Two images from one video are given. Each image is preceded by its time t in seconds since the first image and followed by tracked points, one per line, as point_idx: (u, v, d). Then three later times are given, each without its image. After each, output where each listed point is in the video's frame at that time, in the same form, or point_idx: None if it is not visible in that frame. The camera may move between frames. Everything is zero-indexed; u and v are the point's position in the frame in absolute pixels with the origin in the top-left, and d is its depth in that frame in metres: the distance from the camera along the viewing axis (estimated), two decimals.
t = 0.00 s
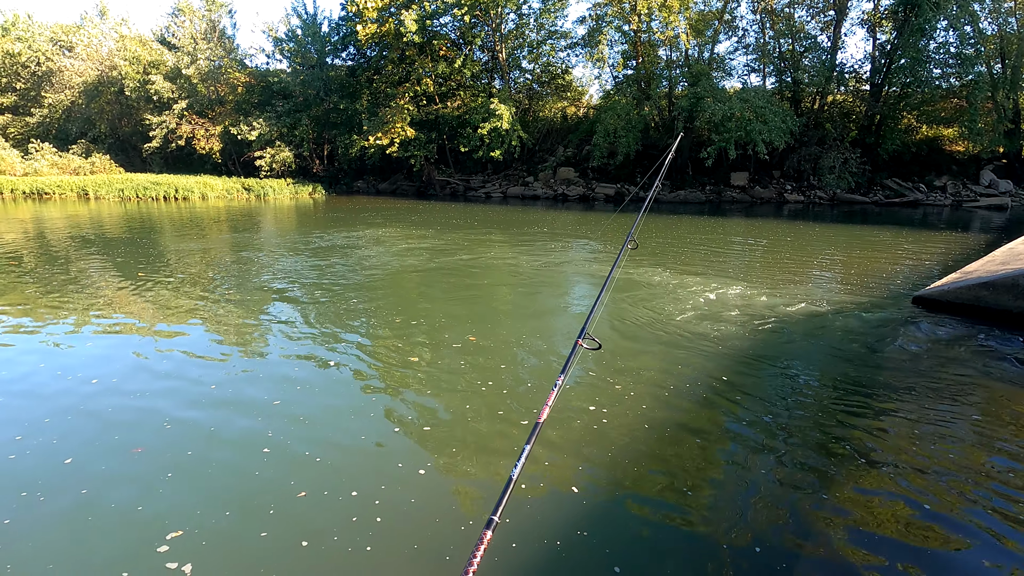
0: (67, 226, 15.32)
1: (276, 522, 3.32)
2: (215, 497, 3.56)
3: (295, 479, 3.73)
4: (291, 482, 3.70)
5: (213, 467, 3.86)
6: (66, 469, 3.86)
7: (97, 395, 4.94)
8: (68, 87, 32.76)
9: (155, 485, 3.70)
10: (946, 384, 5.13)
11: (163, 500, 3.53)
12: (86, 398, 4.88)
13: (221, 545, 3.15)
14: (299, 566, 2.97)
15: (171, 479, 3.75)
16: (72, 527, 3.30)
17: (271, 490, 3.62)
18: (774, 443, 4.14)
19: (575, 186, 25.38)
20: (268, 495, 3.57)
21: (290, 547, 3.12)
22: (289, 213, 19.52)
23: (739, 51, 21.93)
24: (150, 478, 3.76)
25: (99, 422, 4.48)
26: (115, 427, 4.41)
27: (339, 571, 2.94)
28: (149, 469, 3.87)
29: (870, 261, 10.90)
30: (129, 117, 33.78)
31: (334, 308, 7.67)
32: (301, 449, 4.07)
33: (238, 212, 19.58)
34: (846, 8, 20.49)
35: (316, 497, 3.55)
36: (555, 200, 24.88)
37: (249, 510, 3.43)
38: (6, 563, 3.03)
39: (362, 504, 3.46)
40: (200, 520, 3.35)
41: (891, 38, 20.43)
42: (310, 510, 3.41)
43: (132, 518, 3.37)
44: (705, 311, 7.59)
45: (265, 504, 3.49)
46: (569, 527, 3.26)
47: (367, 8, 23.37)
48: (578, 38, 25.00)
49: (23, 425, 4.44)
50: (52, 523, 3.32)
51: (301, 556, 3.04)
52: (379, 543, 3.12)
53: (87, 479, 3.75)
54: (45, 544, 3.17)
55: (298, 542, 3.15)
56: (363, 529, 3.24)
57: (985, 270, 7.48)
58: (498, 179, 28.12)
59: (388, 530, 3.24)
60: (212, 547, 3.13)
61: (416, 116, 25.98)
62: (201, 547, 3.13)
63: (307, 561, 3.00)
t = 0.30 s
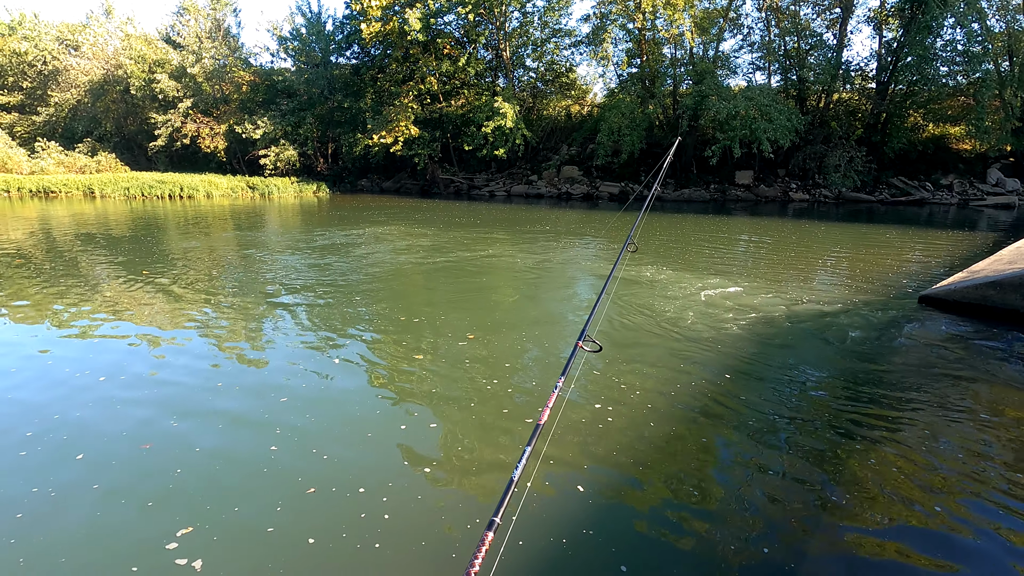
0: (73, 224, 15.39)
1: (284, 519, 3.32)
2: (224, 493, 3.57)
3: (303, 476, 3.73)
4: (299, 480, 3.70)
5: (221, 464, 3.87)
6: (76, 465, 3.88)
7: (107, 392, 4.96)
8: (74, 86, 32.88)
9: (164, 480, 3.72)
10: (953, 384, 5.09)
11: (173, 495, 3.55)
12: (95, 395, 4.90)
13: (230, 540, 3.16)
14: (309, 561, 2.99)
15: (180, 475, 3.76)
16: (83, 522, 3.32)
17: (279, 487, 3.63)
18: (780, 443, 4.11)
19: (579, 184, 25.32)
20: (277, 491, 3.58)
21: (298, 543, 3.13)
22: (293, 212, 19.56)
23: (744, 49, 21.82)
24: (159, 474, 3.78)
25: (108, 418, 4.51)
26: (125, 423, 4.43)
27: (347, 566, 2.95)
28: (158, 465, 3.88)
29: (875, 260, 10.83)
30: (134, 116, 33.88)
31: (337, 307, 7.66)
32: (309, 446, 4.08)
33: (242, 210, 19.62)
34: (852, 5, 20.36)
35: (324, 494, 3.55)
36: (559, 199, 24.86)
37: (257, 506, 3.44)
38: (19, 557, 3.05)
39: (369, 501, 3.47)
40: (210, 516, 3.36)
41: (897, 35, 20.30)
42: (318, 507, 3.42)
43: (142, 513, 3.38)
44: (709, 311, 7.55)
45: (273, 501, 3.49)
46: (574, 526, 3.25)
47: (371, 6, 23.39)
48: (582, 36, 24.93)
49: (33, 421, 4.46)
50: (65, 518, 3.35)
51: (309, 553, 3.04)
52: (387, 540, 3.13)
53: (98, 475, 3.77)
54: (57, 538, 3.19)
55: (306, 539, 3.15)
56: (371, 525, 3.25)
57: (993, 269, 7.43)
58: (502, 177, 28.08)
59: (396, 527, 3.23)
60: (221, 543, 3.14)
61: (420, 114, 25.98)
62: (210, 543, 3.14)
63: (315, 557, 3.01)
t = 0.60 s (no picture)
0: (76, 225, 15.44)
1: (290, 518, 3.33)
2: (230, 491, 3.59)
3: (308, 476, 3.74)
4: (305, 479, 3.71)
5: (227, 463, 3.88)
6: (82, 463, 3.89)
7: (112, 391, 4.97)
8: (77, 86, 32.99)
9: (171, 478, 3.73)
10: (956, 385, 5.07)
11: (179, 494, 3.56)
12: (100, 395, 4.91)
13: (237, 538, 3.17)
14: (315, 560, 2.99)
15: (187, 474, 3.77)
16: (89, 520, 3.33)
17: (284, 486, 3.63)
18: (784, 444, 4.11)
19: (581, 185, 25.32)
20: (283, 490, 3.59)
21: (305, 542, 3.13)
22: (296, 212, 19.59)
23: (747, 49, 21.79)
24: (166, 473, 3.79)
25: (114, 417, 4.52)
26: (130, 422, 4.44)
27: (354, 565, 2.95)
28: (165, 463, 3.90)
29: (879, 261, 10.79)
30: (138, 117, 33.95)
31: (339, 307, 7.67)
32: (314, 446, 4.09)
33: (245, 211, 19.64)
34: (855, 6, 20.30)
35: (331, 493, 3.56)
36: (561, 199, 24.85)
37: (263, 506, 3.45)
38: (27, 555, 3.05)
39: (374, 501, 3.47)
40: (216, 514, 3.37)
41: (901, 36, 20.29)
42: (323, 505, 3.43)
43: (149, 512, 3.39)
44: (712, 311, 7.54)
45: (279, 500, 3.50)
46: (580, 527, 3.25)
47: (374, 7, 23.46)
48: (584, 36, 24.96)
49: (39, 420, 4.47)
50: (71, 516, 3.36)
51: (315, 551, 3.05)
52: (393, 540, 3.13)
53: (106, 473, 3.78)
54: (65, 535, 3.21)
55: (312, 538, 3.16)
56: (377, 525, 3.25)
57: (997, 270, 7.40)
58: (504, 178, 28.07)
59: (402, 527, 3.24)
60: (228, 541, 3.15)
61: (423, 115, 26.00)
62: (217, 541, 3.15)
63: (321, 556, 3.02)
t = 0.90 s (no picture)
0: (80, 225, 15.49)
1: (297, 517, 3.33)
2: (238, 490, 3.59)
3: (315, 476, 3.73)
4: (311, 478, 3.70)
5: (233, 463, 3.88)
6: (89, 462, 3.89)
7: (118, 391, 4.97)
8: (81, 87, 33.08)
9: (178, 477, 3.73)
10: (961, 386, 5.06)
11: (185, 492, 3.57)
12: (104, 394, 4.91)
13: (244, 537, 3.18)
14: (323, 559, 2.99)
15: (193, 473, 3.77)
16: (96, 519, 3.32)
17: (290, 486, 3.63)
18: (789, 444, 4.10)
19: (584, 185, 25.31)
20: (290, 489, 3.59)
21: (311, 541, 3.13)
22: (298, 212, 19.63)
23: (750, 50, 21.77)
24: (172, 472, 3.79)
25: (120, 416, 4.52)
26: (135, 421, 4.44)
27: (361, 564, 2.95)
28: (171, 462, 3.90)
29: (882, 262, 10.78)
30: (141, 117, 34.06)
31: (342, 307, 7.68)
32: (319, 446, 4.09)
33: (248, 211, 19.68)
34: (858, 6, 20.25)
35: (337, 492, 3.56)
36: (563, 200, 24.85)
37: (270, 505, 3.44)
38: (35, 553, 3.06)
39: (380, 501, 3.46)
40: (223, 513, 3.37)
41: (904, 36, 20.26)
42: (329, 505, 3.43)
43: (155, 511, 3.39)
44: (714, 312, 7.53)
45: (285, 499, 3.50)
46: (585, 528, 3.24)
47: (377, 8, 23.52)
48: (586, 37, 24.97)
49: (45, 419, 4.47)
50: (78, 514, 3.36)
51: (323, 551, 3.05)
52: (400, 540, 3.12)
53: (112, 472, 3.78)
54: (74, 532, 3.21)
55: (318, 537, 3.15)
56: (383, 525, 3.24)
57: (1001, 271, 7.36)
58: (507, 178, 28.08)
59: (408, 527, 3.23)
60: (235, 540, 3.15)
61: (425, 115, 26.03)
62: (223, 540, 3.15)
63: (329, 556, 3.01)
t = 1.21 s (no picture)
0: (82, 225, 15.52)
1: (301, 516, 3.34)
2: (243, 488, 3.60)
3: (319, 475, 3.74)
4: (315, 478, 3.71)
5: (237, 462, 3.89)
6: (95, 461, 3.91)
7: (122, 391, 4.98)
8: (83, 88, 33.15)
9: (183, 475, 3.75)
10: (962, 386, 5.06)
11: (190, 491, 3.57)
12: (109, 394, 4.93)
13: (249, 535, 3.18)
14: (327, 558, 2.99)
15: (198, 471, 3.78)
16: (102, 517, 3.34)
17: (294, 485, 3.63)
18: (792, 444, 4.10)
19: (585, 185, 25.34)
20: (295, 488, 3.60)
21: (316, 540, 3.14)
22: (300, 213, 19.66)
23: (751, 50, 21.75)
24: (176, 470, 3.80)
25: (125, 415, 4.54)
26: (140, 421, 4.46)
27: (365, 563, 2.96)
28: (176, 461, 3.91)
29: (884, 262, 10.77)
30: (143, 118, 34.11)
31: (344, 307, 7.70)
32: (323, 445, 4.09)
33: (250, 212, 19.72)
34: (860, 6, 20.21)
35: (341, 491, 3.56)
36: (565, 200, 24.85)
37: (274, 504, 3.45)
38: (42, 551, 3.07)
39: (384, 501, 3.46)
40: (228, 512, 3.38)
41: (906, 36, 20.23)
42: (333, 504, 3.43)
43: (161, 509, 3.40)
44: (716, 312, 7.53)
45: (290, 498, 3.50)
46: (587, 528, 3.24)
47: (378, 8, 23.55)
48: (588, 37, 24.97)
49: (50, 419, 4.49)
50: (85, 512, 3.38)
51: (328, 549, 3.05)
52: (403, 539, 3.12)
53: (118, 471, 3.79)
54: (81, 530, 3.23)
55: (323, 536, 3.16)
56: (387, 525, 3.24)
57: (1004, 271, 7.34)
58: (508, 179, 28.08)
59: (412, 526, 3.23)
60: (240, 538, 3.16)
61: (426, 116, 26.03)
62: (228, 538, 3.16)
63: (333, 554, 3.02)
